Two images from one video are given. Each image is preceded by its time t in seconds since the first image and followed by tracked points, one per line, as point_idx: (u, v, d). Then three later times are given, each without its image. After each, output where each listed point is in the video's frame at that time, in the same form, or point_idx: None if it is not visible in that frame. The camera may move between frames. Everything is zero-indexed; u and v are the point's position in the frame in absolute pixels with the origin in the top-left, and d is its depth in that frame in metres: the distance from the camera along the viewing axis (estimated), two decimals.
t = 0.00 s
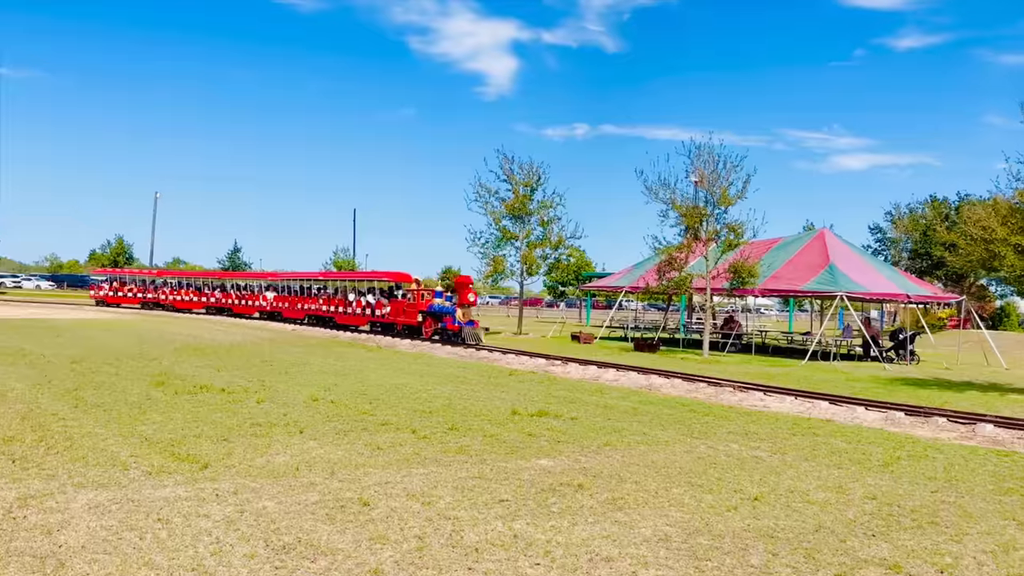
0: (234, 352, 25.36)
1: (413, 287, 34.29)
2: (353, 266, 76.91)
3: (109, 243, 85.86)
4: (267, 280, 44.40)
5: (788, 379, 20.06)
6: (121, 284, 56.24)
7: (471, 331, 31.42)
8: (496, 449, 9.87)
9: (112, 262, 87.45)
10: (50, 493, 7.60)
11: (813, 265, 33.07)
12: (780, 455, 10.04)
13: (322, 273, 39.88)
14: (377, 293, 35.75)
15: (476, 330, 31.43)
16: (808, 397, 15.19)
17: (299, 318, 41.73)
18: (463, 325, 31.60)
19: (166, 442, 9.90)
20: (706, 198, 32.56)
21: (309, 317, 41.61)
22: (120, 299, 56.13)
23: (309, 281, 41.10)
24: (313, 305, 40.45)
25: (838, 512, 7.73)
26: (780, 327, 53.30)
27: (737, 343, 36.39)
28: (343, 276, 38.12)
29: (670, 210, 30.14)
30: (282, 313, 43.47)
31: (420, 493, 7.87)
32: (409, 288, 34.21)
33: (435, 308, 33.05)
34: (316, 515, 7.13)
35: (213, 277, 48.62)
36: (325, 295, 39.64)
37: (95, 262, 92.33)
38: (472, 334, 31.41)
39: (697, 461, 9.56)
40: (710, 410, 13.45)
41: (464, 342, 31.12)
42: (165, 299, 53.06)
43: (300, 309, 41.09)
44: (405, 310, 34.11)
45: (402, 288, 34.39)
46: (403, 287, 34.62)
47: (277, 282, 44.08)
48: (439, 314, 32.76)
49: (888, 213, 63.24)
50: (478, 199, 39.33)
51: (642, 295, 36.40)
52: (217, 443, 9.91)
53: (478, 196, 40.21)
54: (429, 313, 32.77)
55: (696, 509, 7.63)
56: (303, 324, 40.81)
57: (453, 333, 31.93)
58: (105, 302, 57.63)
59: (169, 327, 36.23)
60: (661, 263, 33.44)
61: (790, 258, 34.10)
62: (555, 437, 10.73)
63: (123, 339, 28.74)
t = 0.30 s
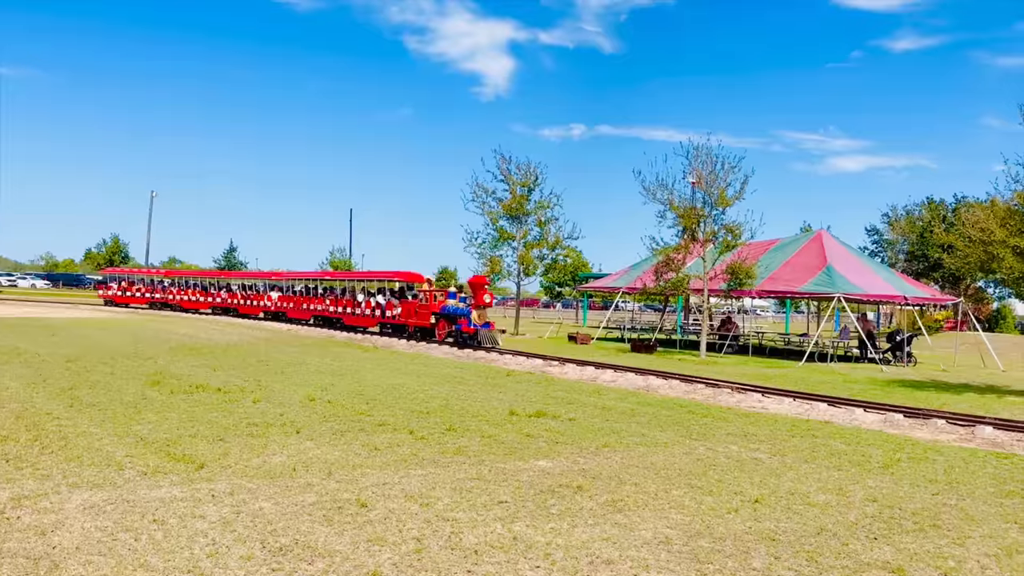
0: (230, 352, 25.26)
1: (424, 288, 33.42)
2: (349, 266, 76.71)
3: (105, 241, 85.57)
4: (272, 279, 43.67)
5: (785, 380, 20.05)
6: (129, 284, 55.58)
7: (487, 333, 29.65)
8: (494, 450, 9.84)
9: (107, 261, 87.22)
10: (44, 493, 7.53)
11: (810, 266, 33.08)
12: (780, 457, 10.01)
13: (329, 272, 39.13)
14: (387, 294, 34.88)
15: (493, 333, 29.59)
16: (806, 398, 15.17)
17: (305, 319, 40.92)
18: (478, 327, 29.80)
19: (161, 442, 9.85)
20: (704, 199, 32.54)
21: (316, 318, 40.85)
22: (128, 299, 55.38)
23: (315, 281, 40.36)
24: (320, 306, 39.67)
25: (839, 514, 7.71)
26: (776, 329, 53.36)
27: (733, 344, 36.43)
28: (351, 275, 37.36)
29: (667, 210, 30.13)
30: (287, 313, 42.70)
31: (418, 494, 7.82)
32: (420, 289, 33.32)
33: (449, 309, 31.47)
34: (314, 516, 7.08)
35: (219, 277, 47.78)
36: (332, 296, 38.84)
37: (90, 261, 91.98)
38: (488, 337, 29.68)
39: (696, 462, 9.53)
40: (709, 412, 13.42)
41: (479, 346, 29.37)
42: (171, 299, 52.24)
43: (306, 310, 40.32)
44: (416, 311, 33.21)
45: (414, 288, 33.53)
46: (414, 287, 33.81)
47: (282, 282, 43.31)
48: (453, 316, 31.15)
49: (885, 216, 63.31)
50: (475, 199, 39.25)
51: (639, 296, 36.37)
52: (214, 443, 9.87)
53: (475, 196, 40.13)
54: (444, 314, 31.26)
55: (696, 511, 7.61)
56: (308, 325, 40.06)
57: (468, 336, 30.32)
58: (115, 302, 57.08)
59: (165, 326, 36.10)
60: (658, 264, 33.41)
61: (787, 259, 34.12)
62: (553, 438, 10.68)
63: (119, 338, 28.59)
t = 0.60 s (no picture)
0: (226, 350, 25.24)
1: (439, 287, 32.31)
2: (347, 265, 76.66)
3: (102, 239, 85.53)
4: (278, 278, 43.00)
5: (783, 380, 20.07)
6: (138, 283, 55.06)
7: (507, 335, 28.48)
8: (493, 449, 9.82)
9: (104, 259, 87.09)
10: (42, 492, 7.49)
11: (808, 265, 33.11)
12: (780, 457, 10.01)
13: (337, 271, 38.39)
14: (400, 293, 33.97)
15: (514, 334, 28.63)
16: (805, 398, 15.18)
17: (313, 318, 40.12)
18: (498, 329, 28.75)
19: (159, 440, 9.81)
20: (702, 198, 32.55)
21: (324, 318, 39.99)
22: (138, 297, 54.86)
23: (322, 280, 39.76)
24: (329, 305, 38.79)
25: (841, 514, 7.70)
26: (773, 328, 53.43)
27: (730, 343, 36.44)
28: (361, 274, 36.56)
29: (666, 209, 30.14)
30: (294, 312, 42.00)
31: (418, 494, 7.80)
32: (435, 289, 32.21)
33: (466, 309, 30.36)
34: (314, 515, 7.05)
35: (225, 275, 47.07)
36: (341, 294, 38.02)
37: (87, 258, 91.75)
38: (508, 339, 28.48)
39: (697, 462, 9.51)
40: (708, 411, 13.42)
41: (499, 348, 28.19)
42: (181, 298, 51.63)
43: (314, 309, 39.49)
44: (431, 312, 32.11)
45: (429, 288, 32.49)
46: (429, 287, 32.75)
47: (288, 280, 42.68)
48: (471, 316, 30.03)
49: (882, 215, 63.39)
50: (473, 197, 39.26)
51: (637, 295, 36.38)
52: (213, 442, 9.85)
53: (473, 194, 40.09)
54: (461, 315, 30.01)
55: (697, 511, 7.60)
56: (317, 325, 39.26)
57: (488, 337, 29.15)
58: (125, 301, 56.60)
59: (162, 324, 36.03)
60: (657, 263, 33.40)
61: (785, 258, 34.16)
62: (553, 437, 10.66)
63: (115, 336, 28.49)
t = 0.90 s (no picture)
0: (225, 348, 25.25)
1: (455, 286, 31.25)
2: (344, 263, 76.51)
3: (98, 237, 85.29)
4: (284, 276, 42.39)
5: (781, 378, 20.11)
6: (146, 281, 54.49)
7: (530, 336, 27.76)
8: (494, 448, 9.83)
9: (101, 257, 86.87)
10: (46, 490, 7.50)
11: (806, 264, 33.12)
12: (781, 455, 10.03)
13: (347, 269, 37.72)
14: (413, 292, 33.11)
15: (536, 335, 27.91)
16: (804, 397, 15.21)
17: (322, 317, 39.50)
18: (519, 330, 28.02)
19: (161, 439, 9.82)
20: (700, 196, 32.57)
21: (333, 317, 39.17)
22: (146, 296, 54.28)
23: (330, 278, 39.05)
24: (339, 304, 37.93)
25: (844, 512, 7.73)
26: (770, 327, 53.48)
27: (727, 341, 36.49)
28: (372, 272, 35.78)
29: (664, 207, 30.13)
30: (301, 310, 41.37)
31: (421, 493, 7.80)
32: (451, 288, 31.14)
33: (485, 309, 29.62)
34: (318, 515, 7.05)
35: (232, 273, 46.41)
36: (350, 293, 37.37)
37: (84, 256, 91.55)
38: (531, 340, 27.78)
39: (699, 461, 9.53)
40: (708, 410, 13.42)
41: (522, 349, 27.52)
42: (190, 297, 51.04)
43: (323, 308, 38.88)
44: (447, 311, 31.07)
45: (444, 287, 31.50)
46: (444, 286, 31.72)
47: (294, 278, 42.04)
48: (490, 316, 29.27)
49: (879, 213, 63.40)
50: (471, 195, 39.22)
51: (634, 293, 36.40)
52: (213, 440, 9.86)
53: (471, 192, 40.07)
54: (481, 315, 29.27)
55: (699, 509, 7.63)
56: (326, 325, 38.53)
57: (509, 338, 28.43)
58: (133, 300, 56.10)
59: (160, 322, 35.99)
60: (655, 261, 33.40)
61: (783, 257, 34.20)
62: (554, 436, 10.68)
63: (114, 335, 28.41)
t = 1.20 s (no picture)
0: (222, 347, 25.21)
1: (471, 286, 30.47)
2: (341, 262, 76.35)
3: (93, 235, 85.00)
4: (291, 275, 42.02)
5: (779, 377, 20.15)
6: (153, 280, 54.07)
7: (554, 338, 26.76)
8: (496, 447, 9.84)
9: (97, 256, 86.66)
10: (48, 490, 7.50)
11: (802, 263, 33.19)
12: (781, 455, 10.06)
13: (357, 268, 37.23)
14: (427, 292, 32.38)
15: (560, 337, 26.79)
16: (802, 396, 15.26)
17: (330, 317, 38.96)
18: (542, 332, 26.98)
19: (162, 438, 9.83)
20: (697, 195, 32.61)
21: (343, 317, 38.60)
22: (152, 295, 53.80)
23: (339, 278, 38.50)
24: (350, 304, 37.36)
25: (845, 512, 7.77)
26: (766, 326, 53.61)
27: (725, 340, 36.54)
28: (383, 271, 35.21)
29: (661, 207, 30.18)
30: (308, 310, 40.95)
31: (424, 492, 7.82)
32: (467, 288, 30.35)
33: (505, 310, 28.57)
34: (321, 514, 7.06)
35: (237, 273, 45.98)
36: (359, 293, 36.87)
37: (79, 255, 91.30)
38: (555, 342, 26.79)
39: (700, 459, 9.56)
40: (707, 409, 13.45)
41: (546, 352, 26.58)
42: (198, 297, 50.60)
43: (331, 309, 38.41)
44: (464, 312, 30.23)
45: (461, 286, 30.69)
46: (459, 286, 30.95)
47: (301, 278, 41.55)
48: (510, 318, 28.21)
49: (874, 212, 63.57)
50: (468, 194, 39.19)
51: (632, 293, 36.43)
52: (214, 439, 9.87)
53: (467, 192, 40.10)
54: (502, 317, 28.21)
55: (702, 508, 7.66)
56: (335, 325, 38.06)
57: (531, 341, 27.43)
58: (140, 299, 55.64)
59: (156, 322, 35.90)
60: (652, 261, 33.44)
61: (779, 256, 34.26)
62: (555, 435, 10.70)
63: (110, 334, 28.29)
